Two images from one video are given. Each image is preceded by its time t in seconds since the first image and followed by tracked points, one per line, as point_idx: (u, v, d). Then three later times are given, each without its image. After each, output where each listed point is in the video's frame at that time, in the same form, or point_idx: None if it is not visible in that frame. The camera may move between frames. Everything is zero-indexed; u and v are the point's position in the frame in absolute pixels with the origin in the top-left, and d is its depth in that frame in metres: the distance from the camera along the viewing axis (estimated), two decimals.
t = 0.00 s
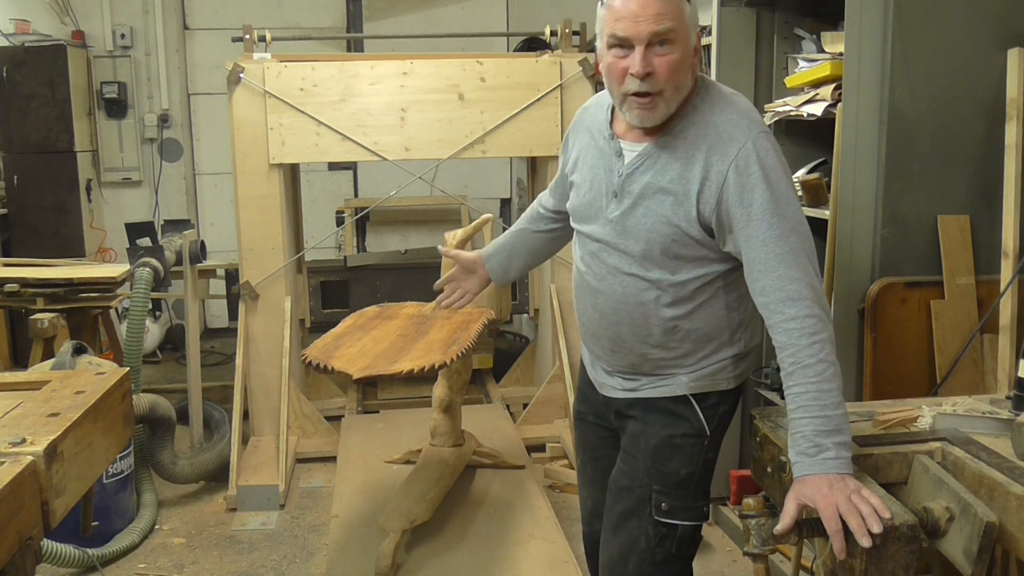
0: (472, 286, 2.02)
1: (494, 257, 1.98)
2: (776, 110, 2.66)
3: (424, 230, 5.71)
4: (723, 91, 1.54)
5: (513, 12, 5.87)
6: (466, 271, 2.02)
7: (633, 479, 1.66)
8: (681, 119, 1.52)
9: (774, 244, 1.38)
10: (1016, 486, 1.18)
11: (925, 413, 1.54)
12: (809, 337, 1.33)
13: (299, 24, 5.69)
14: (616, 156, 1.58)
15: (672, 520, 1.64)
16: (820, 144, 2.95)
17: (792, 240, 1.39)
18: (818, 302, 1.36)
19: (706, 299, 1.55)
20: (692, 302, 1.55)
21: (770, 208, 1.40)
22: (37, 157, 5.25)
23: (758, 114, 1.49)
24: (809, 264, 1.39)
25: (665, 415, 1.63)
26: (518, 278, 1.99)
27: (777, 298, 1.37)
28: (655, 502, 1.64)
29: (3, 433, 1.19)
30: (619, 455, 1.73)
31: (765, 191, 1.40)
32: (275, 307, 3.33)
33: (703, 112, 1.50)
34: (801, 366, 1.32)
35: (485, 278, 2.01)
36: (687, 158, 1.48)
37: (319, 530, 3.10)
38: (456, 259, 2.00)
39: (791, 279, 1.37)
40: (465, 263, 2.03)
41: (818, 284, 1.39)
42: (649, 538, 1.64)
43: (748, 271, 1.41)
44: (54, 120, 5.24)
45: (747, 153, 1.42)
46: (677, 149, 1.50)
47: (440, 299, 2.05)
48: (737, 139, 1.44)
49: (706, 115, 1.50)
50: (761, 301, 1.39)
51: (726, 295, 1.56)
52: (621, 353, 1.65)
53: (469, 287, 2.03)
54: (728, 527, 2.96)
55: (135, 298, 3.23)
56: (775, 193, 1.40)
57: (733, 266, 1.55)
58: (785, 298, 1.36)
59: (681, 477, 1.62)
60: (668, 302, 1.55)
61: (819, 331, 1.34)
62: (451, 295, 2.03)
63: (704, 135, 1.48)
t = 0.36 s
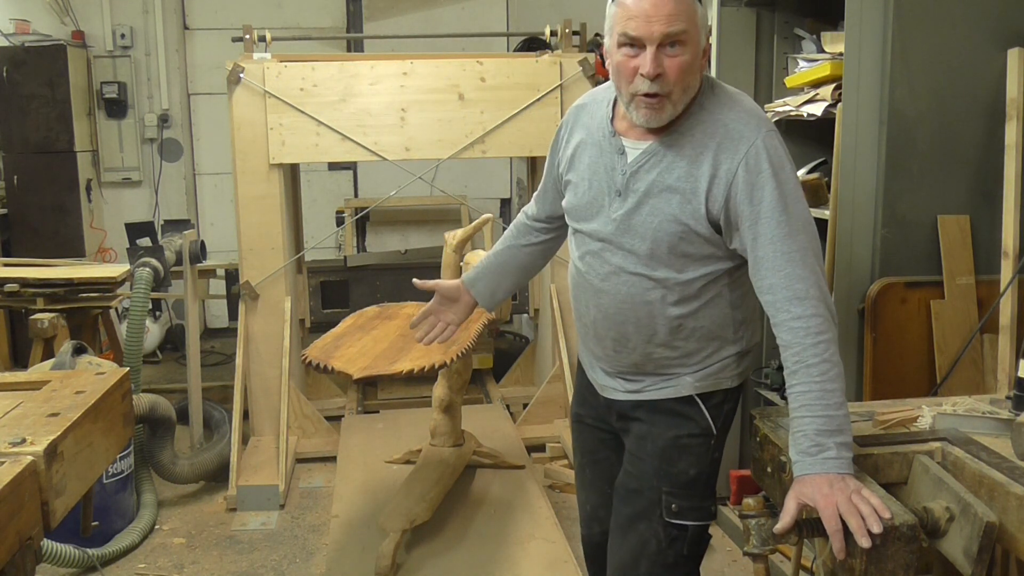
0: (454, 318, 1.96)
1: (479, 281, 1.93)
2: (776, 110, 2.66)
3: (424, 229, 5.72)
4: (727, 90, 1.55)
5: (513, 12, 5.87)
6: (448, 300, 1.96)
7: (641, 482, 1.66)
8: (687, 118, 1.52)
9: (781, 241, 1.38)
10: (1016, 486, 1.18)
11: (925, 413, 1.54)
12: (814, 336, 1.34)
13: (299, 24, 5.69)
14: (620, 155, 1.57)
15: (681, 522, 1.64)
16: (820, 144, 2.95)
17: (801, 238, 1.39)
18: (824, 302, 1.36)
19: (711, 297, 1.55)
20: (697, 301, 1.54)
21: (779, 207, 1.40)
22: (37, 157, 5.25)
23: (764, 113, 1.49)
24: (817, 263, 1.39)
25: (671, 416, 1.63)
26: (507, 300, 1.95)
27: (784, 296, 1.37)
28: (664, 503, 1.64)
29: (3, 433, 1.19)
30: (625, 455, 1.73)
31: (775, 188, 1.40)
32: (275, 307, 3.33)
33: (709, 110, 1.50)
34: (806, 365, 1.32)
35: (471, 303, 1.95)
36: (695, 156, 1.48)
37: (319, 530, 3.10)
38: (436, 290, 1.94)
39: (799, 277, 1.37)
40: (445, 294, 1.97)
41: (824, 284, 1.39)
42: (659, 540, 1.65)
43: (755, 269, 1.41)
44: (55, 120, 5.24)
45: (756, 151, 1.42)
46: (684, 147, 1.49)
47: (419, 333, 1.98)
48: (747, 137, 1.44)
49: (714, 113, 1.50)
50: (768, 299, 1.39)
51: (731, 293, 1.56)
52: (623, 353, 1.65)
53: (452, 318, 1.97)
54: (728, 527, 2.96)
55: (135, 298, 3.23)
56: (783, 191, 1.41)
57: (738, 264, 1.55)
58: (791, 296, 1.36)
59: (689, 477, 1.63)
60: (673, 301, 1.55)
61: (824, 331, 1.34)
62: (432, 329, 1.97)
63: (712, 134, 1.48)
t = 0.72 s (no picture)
0: (467, 288, 1.98)
1: (487, 258, 1.96)
2: (776, 110, 2.66)
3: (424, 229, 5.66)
4: (727, 92, 1.55)
5: (513, 12, 5.87)
6: (461, 273, 1.99)
7: (644, 484, 1.66)
8: (688, 120, 1.51)
9: (783, 243, 1.38)
10: (1016, 486, 1.18)
11: (925, 413, 1.54)
12: (816, 338, 1.34)
13: (299, 24, 5.69)
14: (620, 158, 1.56)
15: (686, 524, 1.63)
16: (820, 144, 2.96)
17: (803, 240, 1.39)
18: (826, 303, 1.36)
19: (711, 300, 1.55)
20: (698, 304, 1.55)
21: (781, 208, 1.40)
22: (37, 156, 5.25)
23: (764, 114, 1.49)
24: (819, 264, 1.39)
25: (672, 417, 1.63)
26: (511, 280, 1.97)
27: (785, 298, 1.37)
28: (668, 506, 1.63)
29: (3, 433, 1.19)
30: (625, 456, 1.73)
31: (777, 190, 1.40)
32: (275, 307, 3.33)
33: (710, 112, 1.50)
34: (807, 367, 1.32)
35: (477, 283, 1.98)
36: (696, 159, 1.48)
37: (319, 530, 3.10)
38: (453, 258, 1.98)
39: (801, 280, 1.37)
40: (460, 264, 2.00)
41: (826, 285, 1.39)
42: (664, 543, 1.64)
43: (757, 271, 1.41)
44: (55, 119, 5.24)
45: (758, 153, 1.42)
46: (685, 150, 1.49)
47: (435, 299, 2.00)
48: (748, 139, 1.44)
49: (715, 115, 1.50)
50: (769, 302, 1.39)
51: (731, 295, 1.56)
52: (623, 356, 1.64)
53: (465, 289, 1.99)
54: (728, 527, 2.96)
55: (135, 298, 3.23)
56: (785, 192, 1.41)
57: (739, 265, 1.55)
58: (793, 298, 1.37)
59: (692, 479, 1.62)
60: (674, 304, 1.55)
61: (826, 332, 1.34)
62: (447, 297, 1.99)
63: (714, 136, 1.47)
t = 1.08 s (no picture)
0: (488, 301, 2.03)
1: (504, 270, 1.98)
2: (776, 110, 2.66)
3: (424, 229, 5.72)
4: (724, 95, 1.54)
5: (513, 12, 5.87)
6: (480, 285, 2.02)
7: (649, 483, 1.65)
8: (686, 127, 1.51)
9: (783, 245, 1.38)
10: (1016, 486, 1.18)
11: (925, 413, 1.54)
12: (818, 339, 1.34)
13: (299, 24, 5.69)
14: (619, 169, 1.57)
15: (689, 523, 1.63)
16: (820, 144, 2.96)
17: (804, 240, 1.39)
18: (827, 303, 1.36)
19: (715, 306, 1.55)
20: (702, 310, 1.55)
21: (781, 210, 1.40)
22: (37, 156, 5.25)
23: (761, 114, 1.49)
24: (819, 264, 1.39)
25: (677, 417, 1.63)
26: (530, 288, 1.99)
27: (786, 301, 1.37)
28: (672, 505, 1.63)
29: (3, 433, 1.19)
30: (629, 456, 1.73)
31: (775, 192, 1.40)
32: (275, 307, 3.33)
33: (706, 117, 1.50)
34: (808, 368, 1.33)
35: (498, 292, 2.01)
36: (695, 165, 1.48)
37: (319, 530, 3.10)
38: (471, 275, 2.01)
39: (802, 282, 1.37)
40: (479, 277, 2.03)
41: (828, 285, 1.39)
42: (666, 542, 1.64)
43: (759, 275, 1.41)
44: (55, 120, 5.24)
45: (756, 154, 1.42)
46: (684, 157, 1.49)
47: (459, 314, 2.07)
48: (746, 141, 1.44)
49: (712, 120, 1.50)
50: (771, 306, 1.39)
51: (735, 298, 1.56)
52: (628, 361, 1.64)
53: (486, 301, 2.04)
54: (728, 527, 2.96)
55: (135, 298, 3.23)
56: (784, 193, 1.40)
57: (742, 268, 1.55)
58: (793, 301, 1.37)
59: (698, 479, 1.62)
60: (678, 312, 1.54)
61: (828, 334, 1.34)
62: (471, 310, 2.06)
63: (712, 141, 1.47)
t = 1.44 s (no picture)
0: (487, 315, 2.02)
1: (505, 282, 1.97)
2: (776, 110, 2.66)
3: (424, 229, 5.72)
4: (722, 93, 1.54)
5: (513, 12, 5.87)
6: (479, 298, 2.01)
7: (653, 485, 1.65)
8: (683, 128, 1.51)
9: (781, 245, 1.38)
10: (1016, 486, 1.18)
11: (925, 413, 1.54)
12: (819, 340, 1.34)
13: (299, 24, 5.69)
14: (618, 172, 1.57)
15: (693, 526, 1.63)
16: (820, 144, 2.96)
17: (803, 240, 1.39)
18: (828, 303, 1.36)
19: (717, 307, 1.54)
20: (705, 311, 1.54)
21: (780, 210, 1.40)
22: (37, 156, 5.25)
23: (759, 112, 1.49)
24: (819, 264, 1.39)
25: (682, 419, 1.63)
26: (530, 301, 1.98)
27: (786, 301, 1.37)
28: (677, 507, 1.62)
29: (3, 433, 1.19)
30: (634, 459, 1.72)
31: (774, 192, 1.40)
32: (275, 307, 3.33)
33: (704, 117, 1.50)
34: (809, 368, 1.33)
35: (498, 305, 2.00)
36: (694, 167, 1.48)
37: (319, 530, 3.10)
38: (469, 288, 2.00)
39: (802, 283, 1.37)
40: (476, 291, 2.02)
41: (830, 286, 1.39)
42: (671, 544, 1.63)
43: (758, 275, 1.41)
44: (55, 120, 5.24)
45: (754, 154, 1.42)
46: (683, 158, 1.49)
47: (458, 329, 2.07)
48: (743, 142, 1.44)
49: (709, 120, 1.49)
50: (771, 306, 1.39)
51: (738, 297, 1.56)
52: (632, 363, 1.64)
53: (486, 315, 2.03)
54: (728, 527, 2.96)
55: (135, 298, 3.23)
56: (782, 193, 1.40)
57: (744, 268, 1.55)
58: (795, 301, 1.36)
59: (702, 481, 1.62)
60: (681, 313, 1.54)
61: (830, 334, 1.34)
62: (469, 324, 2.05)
63: (710, 142, 1.47)
